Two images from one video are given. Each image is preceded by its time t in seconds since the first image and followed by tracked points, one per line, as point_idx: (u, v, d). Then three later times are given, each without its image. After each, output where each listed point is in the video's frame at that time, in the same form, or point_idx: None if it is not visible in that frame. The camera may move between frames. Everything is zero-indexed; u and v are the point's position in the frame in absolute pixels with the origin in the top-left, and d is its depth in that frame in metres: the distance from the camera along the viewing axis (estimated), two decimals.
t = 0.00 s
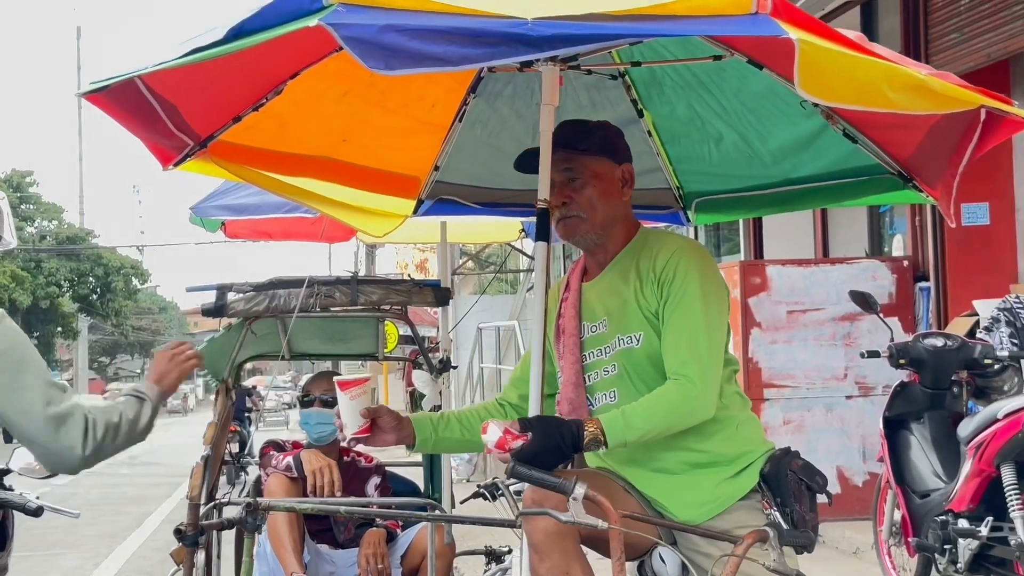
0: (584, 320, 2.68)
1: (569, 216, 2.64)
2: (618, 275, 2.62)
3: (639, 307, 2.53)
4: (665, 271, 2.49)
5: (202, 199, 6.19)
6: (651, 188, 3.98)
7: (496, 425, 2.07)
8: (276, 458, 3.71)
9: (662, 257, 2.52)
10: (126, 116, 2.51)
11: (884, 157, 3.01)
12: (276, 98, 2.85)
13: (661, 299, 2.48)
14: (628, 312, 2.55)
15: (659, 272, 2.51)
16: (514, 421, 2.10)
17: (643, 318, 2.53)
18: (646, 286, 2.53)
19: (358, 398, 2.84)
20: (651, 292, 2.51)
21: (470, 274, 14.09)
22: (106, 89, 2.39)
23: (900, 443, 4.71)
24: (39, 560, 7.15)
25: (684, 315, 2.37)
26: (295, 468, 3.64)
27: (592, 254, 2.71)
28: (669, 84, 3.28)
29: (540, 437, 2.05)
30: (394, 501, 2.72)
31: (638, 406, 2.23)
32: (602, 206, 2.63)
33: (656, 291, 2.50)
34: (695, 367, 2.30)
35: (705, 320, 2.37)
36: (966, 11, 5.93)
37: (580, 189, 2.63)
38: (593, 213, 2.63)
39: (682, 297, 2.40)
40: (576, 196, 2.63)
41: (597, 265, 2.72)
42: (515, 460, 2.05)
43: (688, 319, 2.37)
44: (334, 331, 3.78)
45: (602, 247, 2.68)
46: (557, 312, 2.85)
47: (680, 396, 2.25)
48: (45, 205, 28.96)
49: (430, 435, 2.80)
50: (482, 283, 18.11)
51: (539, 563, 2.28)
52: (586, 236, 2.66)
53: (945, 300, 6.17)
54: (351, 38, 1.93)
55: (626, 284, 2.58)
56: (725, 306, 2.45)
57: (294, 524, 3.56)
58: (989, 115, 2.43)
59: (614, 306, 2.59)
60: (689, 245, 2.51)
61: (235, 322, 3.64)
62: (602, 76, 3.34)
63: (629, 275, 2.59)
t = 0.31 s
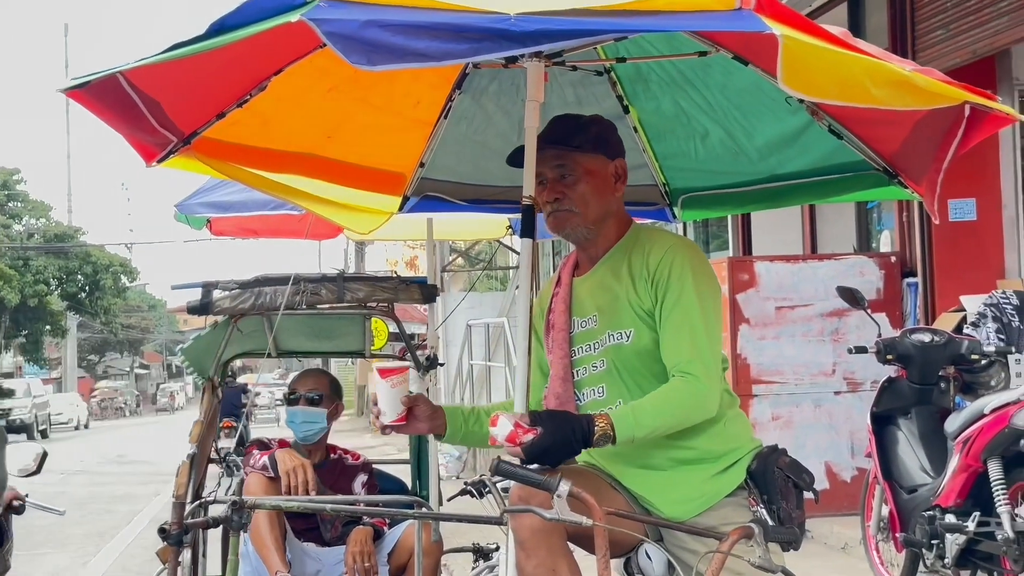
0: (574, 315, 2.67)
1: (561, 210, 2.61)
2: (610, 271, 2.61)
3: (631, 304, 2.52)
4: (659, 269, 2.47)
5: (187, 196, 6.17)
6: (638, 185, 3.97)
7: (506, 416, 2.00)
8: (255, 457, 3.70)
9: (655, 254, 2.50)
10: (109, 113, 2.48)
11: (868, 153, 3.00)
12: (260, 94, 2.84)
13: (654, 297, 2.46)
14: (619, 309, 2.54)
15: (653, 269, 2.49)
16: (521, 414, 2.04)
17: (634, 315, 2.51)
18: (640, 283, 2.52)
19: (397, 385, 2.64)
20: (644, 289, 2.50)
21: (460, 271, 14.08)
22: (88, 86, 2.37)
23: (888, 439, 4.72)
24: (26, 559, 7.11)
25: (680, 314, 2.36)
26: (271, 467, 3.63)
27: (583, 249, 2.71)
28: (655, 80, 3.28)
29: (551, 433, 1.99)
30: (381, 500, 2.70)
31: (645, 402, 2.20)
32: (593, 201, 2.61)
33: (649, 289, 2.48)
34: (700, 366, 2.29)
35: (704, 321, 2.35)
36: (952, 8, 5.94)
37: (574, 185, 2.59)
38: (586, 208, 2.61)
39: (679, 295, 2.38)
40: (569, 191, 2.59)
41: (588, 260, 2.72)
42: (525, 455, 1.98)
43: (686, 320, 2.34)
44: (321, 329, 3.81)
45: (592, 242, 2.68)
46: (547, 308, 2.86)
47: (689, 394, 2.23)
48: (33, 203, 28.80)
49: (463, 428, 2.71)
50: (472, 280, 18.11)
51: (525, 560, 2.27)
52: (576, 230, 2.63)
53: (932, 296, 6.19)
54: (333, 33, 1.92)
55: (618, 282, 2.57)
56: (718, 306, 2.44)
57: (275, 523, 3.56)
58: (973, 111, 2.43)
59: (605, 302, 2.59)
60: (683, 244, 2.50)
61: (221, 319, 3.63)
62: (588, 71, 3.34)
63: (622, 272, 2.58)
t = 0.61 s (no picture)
0: (572, 307, 2.66)
1: (547, 217, 2.60)
2: (611, 266, 2.59)
3: (632, 301, 2.50)
4: (662, 268, 2.45)
5: (174, 191, 6.13)
6: (627, 181, 3.96)
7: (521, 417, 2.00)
8: (234, 456, 3.69)
9: (658, 252, 2.48)
10: (96, 106, 2.46)
11: (858, 150, 2.99)
12: (248, 88, 2.81)
13: (658, 296, 2.44)
14: (618, 304, 2.53)
15: (655, 267, 2.47)
16: (539, 415, 2.05)
17: (634, 310, 2.49)
18: (641, 281, 2.49)
19: (440, 366, 2.53)
20: (646, 286, 2.48)
21: (449, 268, 14.06)
22: (74, 80, 2.34)
23: (876, 435, 4.73)
24: (12, 557, 7.07)
25: (685, 314, 2.33)
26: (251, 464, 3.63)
27: (581, 246, 2.68)
28: (644, 76, 3.27)
29: (569, 433, 2.00)
30: (370, 497, 2.69)
31: (662, 401, 2.21)
32: (579, 205, 2.57)
33: (652, 287, 2.46)
34: (713, 365, 2.28)
35: (713, 322, 2.33)
36: (941, 4, 5.94)
37: (554, 191, 2.56)
38: (570, 213, 2.58)
39: (686, 296, 2.36)
40: (552, 198, 2.57)
41: (588, 254, 2.69)
42: (544, 457, 1.98)
43: (695, 321, 2.32)
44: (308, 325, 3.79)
45: (588, 241, 2.65)
46: (546, 299, 2.85)
47: (702, 394, 2.23)
48: (19, 198, 28.61)
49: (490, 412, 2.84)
50: (460, 276, 18.08)
51: (516, 557, 2.26)
52: (567, 234, 2.62)
53: (920, 292, 6.21)
54: (323, 28, 1.90)
55: (617, 277, 2.55)
56: (724, 308, 2.41)
57: (260, 519, 3.56)
58: (965, 108, 2.44)
59: (604, 296, 2.57)
60: (685, 243, 2.48)
61: (208, 315, 3.60)
62: (577, 67, 3.34)
63: (622, 268, 2.56)
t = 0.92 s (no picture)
0: (579, 297, 2.65)
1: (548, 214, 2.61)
2: (619, 258, 2.57)
3: (638, 294, 2.48)
4: (669, 262, 2.43)
5: (167, 182, 6.11)
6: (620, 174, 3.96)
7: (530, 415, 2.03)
8: (224, 449, 3.69)
9: (666, 246, 2.46)
10: (87, 96, 2.45)
11: (851, 145, 2.98)
12: (240, 80, 2.80)
13: (664, 290, 2.42)
14: (624, 297, 2.51)
15: (662, 261, 2.45)
16: (545, 413, 2.07)
17: (640, 304, 2.48)
18: (648, 274, 2.47)
19: (465, 353, 2.59)
20: (653, 279, 2.46)
21: (442, 260, 14.05)
22: (66, 70, 2.33)
23: (868, 430, 4.74)
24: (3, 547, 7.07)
25: (690, 310, 2.32)
26: (241, 457, 3.63)
27: (591, 241, 2.67)
28: (637, 69, 3.27)
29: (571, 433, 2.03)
30: (362, 489, 2.69)
31: (669, 399, 2.20)
32: (579, 201, 2.56)
33: (659, 282, 2.44)
34: (721, 364, 2.26)
35: (721, 320, 2.31)
36: None
37: (552, 187, 2.55)
38: (571, 210, 2.58)
39: (693, 291, 2.34)
40: (551, 194, 2.57)
41: (597, 246, 2.68)
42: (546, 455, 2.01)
43: (704, 319, 2.30)
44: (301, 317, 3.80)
45: (597, 235, 2.64)
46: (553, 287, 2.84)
47: (708, 391, 2.22)
48: (12, 188, 28.50)
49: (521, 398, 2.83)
50: (454, 269, 18.08)
51: (509, 549, 2.26)
52: (575, 233, 2.62)
53: (913, 287, 6.23)
54: (318, 19, 1.89)
55: (622, 270, 2.54)
56: (731, 304, 2.38)
57: (251, 511, 3.56)
58: (958, 104, 2.44)
59: (611, 288, 2.56)
60: (693, 238, 2.45)
61: (201, 307, 3.59)
62: (570, 60, 3.34)
63: (629, 260, 2.54)
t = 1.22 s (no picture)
0: (587, 287, 2.65)
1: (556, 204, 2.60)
2: (627, 250, 2.57)
3: (644, 288, 2.48)
4: (676, 257, 2.42)
5: (162, 171, 6.08)
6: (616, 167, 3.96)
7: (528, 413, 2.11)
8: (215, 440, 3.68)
9: (673, 240, 2.46)
10: (84, 84, 2.44)
11: (848, 138, 2.99)
12: (237, 68, 2.79)
13: (671, 287, 2.41)
14: (631, 291, 2.51)
15: (669, 257, 2.44)
16: (544, 410, 2.13)
17: (645, 298, 2.48)
18: (655, 269, 2.47)
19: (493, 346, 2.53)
20: (659, 273, 2.45)
21: (436, 251, 14.04)
22: (64, 57, 2.32)
23: (861, 423, 4.75)
24: None
25: (694, 305, 2.32)
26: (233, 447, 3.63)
27: (601, 230, 2.65)
28: (635, 62, 3.27)
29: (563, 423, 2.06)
30: (356, 479, 2.70)
31: (669, 396, 2.21)
32: (585, 192, 2.55)
33: (666, 278, 2.43)
34: (722, 362, 2.26)
35: (726, 317, 2.31)
36: None
37: (560, 176, 2.55)
38: (578, 201, 2.57)
39: (698, 287, 2.34)
40: (559, 183, 2.56)
41: (608, 235, 2.67)
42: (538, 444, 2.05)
43: (708, 315, 2.30)
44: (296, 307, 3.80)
45: (607, 224, 2.62)
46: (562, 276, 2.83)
47: (710, 389, 2.22)
48: (4, 175, 28.37)
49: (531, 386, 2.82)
50: (447, 260, 18.07)
51: (504, 540, 2.27)
52: (582, 223, 2.62)
53: (906, 282, 6.25)
54: (319, 9, 1.88)
55: (629, 264, 2.54)
56: (737, 301, 2.38)
57: (243, 502, 3.56)
58: (956, 100, 2.44)
59: (618, 280, 2.55)
60: (702, 236, 2.44)
61: (196, 296, 3.58)
62: (568, 52, 3.34)
63: (637, 254, 2.53)
